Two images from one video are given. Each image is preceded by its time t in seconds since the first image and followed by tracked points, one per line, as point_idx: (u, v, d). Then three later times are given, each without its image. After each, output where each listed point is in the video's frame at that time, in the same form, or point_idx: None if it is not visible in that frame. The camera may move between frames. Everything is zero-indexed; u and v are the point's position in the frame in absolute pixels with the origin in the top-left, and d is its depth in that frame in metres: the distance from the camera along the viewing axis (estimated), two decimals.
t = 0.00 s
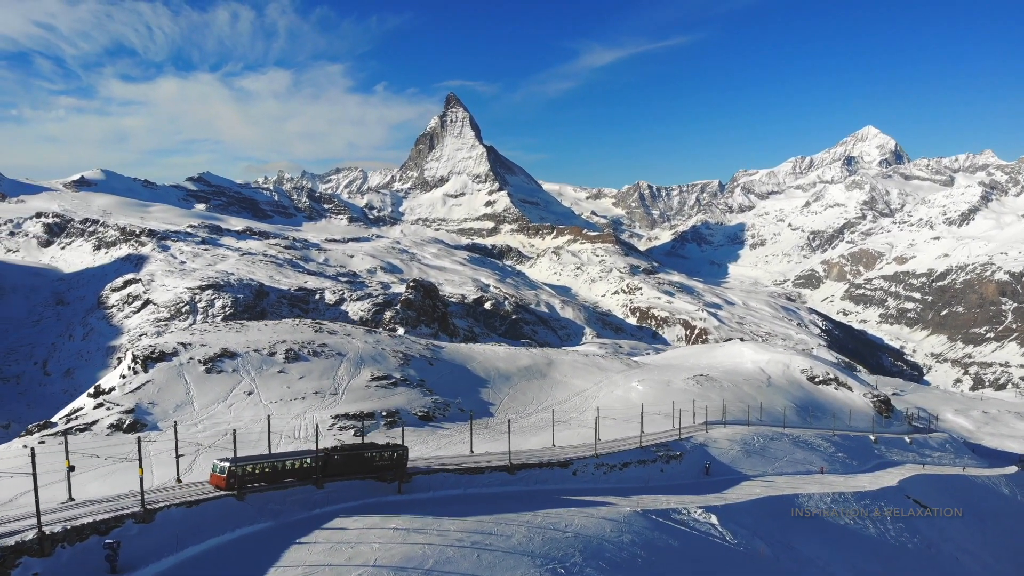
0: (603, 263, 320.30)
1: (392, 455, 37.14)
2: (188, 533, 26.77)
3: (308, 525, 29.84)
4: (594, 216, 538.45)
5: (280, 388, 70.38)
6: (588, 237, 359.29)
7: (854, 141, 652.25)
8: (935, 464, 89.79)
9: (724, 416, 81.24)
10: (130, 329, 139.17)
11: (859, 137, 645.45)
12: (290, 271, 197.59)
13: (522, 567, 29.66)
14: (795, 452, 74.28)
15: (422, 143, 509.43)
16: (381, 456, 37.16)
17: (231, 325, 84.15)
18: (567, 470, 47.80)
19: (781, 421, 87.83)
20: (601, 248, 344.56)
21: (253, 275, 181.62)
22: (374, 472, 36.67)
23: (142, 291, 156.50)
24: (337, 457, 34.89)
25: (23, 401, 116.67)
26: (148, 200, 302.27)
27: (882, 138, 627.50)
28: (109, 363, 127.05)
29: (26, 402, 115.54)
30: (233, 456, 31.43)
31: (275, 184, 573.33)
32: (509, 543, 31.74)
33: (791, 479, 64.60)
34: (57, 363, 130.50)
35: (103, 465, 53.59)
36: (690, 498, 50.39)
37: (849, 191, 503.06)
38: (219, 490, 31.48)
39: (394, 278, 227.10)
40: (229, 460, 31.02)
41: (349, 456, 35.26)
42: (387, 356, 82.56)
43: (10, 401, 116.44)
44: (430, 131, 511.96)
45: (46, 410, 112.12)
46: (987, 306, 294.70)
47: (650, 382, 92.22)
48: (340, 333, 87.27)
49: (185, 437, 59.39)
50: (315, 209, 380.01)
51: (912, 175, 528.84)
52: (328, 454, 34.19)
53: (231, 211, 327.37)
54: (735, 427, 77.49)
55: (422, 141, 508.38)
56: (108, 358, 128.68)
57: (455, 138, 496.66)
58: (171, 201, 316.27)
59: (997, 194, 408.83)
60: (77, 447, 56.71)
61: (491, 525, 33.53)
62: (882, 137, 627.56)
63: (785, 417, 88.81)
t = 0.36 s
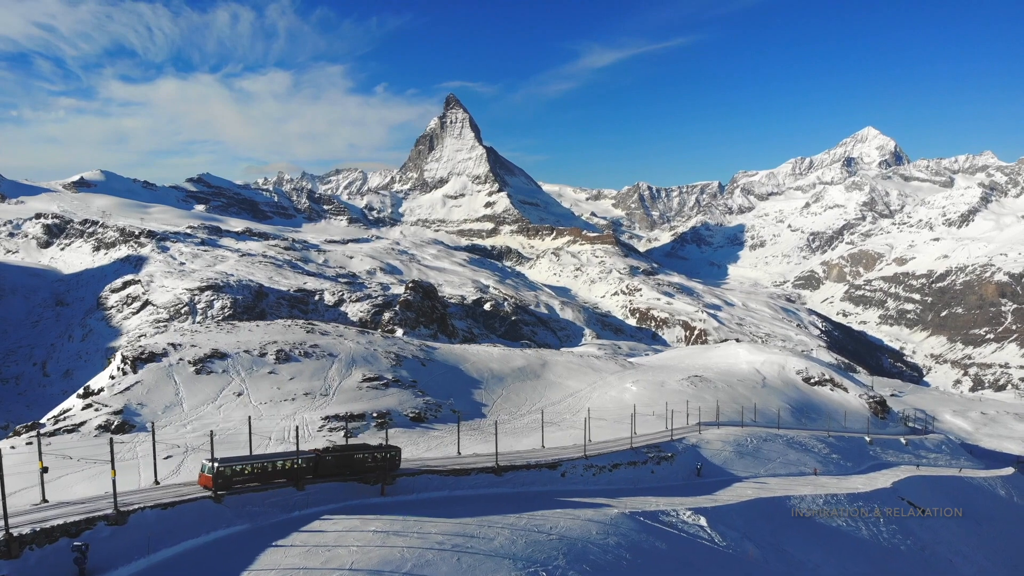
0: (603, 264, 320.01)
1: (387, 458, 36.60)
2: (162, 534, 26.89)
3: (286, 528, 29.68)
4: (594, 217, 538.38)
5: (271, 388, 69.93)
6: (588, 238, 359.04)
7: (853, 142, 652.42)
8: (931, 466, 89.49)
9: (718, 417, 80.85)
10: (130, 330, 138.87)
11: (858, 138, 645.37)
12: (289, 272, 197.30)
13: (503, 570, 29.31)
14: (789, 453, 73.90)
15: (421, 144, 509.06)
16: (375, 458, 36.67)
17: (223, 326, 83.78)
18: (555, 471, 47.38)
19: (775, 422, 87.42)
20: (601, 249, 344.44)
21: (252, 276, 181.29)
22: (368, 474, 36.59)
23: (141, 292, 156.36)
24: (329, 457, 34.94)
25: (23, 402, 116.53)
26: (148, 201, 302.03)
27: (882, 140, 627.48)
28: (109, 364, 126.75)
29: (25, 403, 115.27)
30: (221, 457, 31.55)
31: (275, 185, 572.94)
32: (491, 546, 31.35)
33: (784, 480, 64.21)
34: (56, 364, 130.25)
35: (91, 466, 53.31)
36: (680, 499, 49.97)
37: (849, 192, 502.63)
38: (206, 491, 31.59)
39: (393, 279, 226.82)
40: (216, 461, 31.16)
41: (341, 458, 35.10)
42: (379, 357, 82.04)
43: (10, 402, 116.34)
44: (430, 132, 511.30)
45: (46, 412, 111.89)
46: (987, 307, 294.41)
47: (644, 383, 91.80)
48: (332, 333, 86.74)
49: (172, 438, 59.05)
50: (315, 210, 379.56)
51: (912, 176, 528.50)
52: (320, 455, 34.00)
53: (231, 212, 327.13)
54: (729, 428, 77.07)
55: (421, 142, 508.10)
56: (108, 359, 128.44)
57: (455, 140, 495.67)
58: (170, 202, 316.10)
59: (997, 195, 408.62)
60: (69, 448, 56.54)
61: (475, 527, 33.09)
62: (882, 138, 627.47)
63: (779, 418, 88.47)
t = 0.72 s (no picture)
0: (602, 264, 319.68)
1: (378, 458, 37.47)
2: (133, 537, 26.81)
3: (262, 531, 29.40)
4: (593, 218, 538.09)
5: (261, 389, 69.55)
6: (587, 239, 358.67)
7: (853, 143, 652.59)
8: (926, 467, 89.12)
9: (711, 418, 80.50)
10: (129, 331, 138.49)
11: (858, 139, 645.43)
12: (289, 273, 197.05)
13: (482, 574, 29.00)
14: (782, 454, 73.55)
15: (421, 145, 508.10)
16: (366, 458, 37.48)
17: (214, 326, 83.38)
18: (543, 473, 47.02)
19: (769, 423, 87.05)
20: (601, 250, 344.18)
21: (251, 276, 181.00)
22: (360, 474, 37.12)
23: (140, 292, 156.03)
24: (321, 458, 35.28)
25: (22, 403, 116.41)
26: (147, 202, 301.59)
27: (882, 141, 627.55)
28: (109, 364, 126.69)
29: (24, 404, 115.15)
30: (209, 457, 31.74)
31: (275, 186, 572.50)
32: (471, 549, 31.03)
33: (776, 482, 63.79)
34: (56, 365, 130.08)
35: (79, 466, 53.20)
36: (670, 501, 49.55)
37: (849, 193, 502.16)
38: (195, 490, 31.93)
39: (393, 280, 226.51)
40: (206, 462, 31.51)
41: (333, 459, 35.66)
42: (371, 358, 81.53)
43: (9, 403, 116.24)
44: (429, 133, 510.40)
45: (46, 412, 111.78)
46: (987, 308, 294.13)
47: (638, 384, 91.48)
48: (324, 334, 86.20)
49: (160, 439, 58.81)
50: (315, 211, 379.15)
51: (912, 177, 528.22)
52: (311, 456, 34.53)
53: (231, 213, 326.78)
54: (722, 429, 76.72)
55: (421, 143, 507.15)
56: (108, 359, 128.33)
57: (455, 141, 493.74)
58: (170, 203, 315.69)
59: (997, 196, 408.46)
60: (63, 450, 56.19)
61: (456, 530, 32.72)
62: (881, 139, 627.49)
63: (774, 419, 88.14)
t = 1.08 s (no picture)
0: (602, 266, 319.40)
1: (369, 458, 38.04)
2: (102, 540, 26.83)
3: (238, 535, 29.07)
4: (593, 219, 537.73)
5: (250, 390, 69.18)
6: (587, 240, 358.29)
7: (853, 144, 652.74)
8: (922, 469, 88.73)
9: (704, 420, 80.11)
10: (128, 332, 138.31)
11: (858, 140, 645.41)
12: (288, 274, 196.80)
13: None
14: (775, 456, 73.15)
15: (421, 146, 507.63)
16: (358, 459, 38.08)
17: (205, 326, 83.03)
18: (531, 475, 46.64)
19: (763, 424, 86.70)
20: (601, 252, 343.62)
21: (250, 277, 180.73)
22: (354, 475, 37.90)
23: (140, 294, 155.86)
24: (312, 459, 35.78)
25: (21, 405, 116.11)
26: (147, 203, 301.22)
27: (882, 142, 627.65)
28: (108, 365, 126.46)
29: (24, 405, 114.86)
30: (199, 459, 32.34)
31: (275, 187, 571.86)
32: (450, 552, 30.69)
33: (768, 484, 63.40)
34: (55, 366, 129.89)
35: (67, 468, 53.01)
36: (658, 503, 49.21)
37: (849, 194, 501.61)
38: (185, 491, 32.45)
39: (392, 281, 226.17)
40: (196, 463, 32.02)
41: (323, 459, 36.04)
42: (363, 359, 81.08)
43: (8, 404, 115.86)
44: (429, 134, 509.96)
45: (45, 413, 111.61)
46: (987, 310, 293.72)
47: (632, 385, 91.04)
48: (316, 335, 85.76)
49: (148, 441, 58.61)
50: (315, 212, 378.81)
51: (912, 178, 527.86)
52: (300, 457, 35.01)
53: (231, 214, 326.39)
54: (715, 430, 76.37)
55: (421, 144, 506.56)
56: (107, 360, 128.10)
57: (455, 142, 492.92)
58: (170, 204, 315.27)
59: (997, 198, 408.16)
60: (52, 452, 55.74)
61: (438, 532, 32.37)
62: (881, 141, 627.37)
63: (768, 421, 87.68)
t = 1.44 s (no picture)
0: (602, 266, 319.24)
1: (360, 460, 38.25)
2: (72, 543, 26.98)
3: (213, 538, 29.10)
4: (593, 220, 537.64)
5: (239, 391, 68.85)
6: (587, 241, 357.94)
7: (853, 145, 652.63)
8: (917, 471, 88.46)
9: (697, 421, 79.76)
10: (128, 332, 138.20)
11: (858, 141, 645.15)
12: (288, 274, 196.63)
13: None
14: (768, 458, 72.82)
15: (421, 147, 507.02)
16: (350, 460, 38.10)
17: (195, 327, 82.69)
18: (518, 477, 46.25)
19: (756, 425, 86.39)
20: (600, 253, 343.18)
21: (250, 278, 180.59)
22: (346, 477, 38.01)
23: (139, 294, 155.76)
24: (304, 461, 35.83)
25: (20, 405, 115.84)
26: (147, 203, 300.96)
27: (882, 143, 627.61)
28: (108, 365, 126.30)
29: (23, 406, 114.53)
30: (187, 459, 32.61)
31: (275, 188, 571.31)
32: (431, 556, 30.39)
33: (759, 486, 63.09)
34: (54, 366, 129.74)
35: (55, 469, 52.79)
36: (647, 505, 48.94)
37: (849, 195, 501.24)
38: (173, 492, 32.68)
39: (391, 282, 225.95)
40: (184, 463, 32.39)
41: (316, 460, 36.06)
42: (354, 360, 80.72)
43: (7, 405, 115.58)
44: (429, 135, 509.64)
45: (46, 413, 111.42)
46: (987, 311, 293.40)
47: (625, 386, 90.67)
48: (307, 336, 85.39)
49: (136, 442, 58.39)
50: (315, 212, 378.49)
51: (912, 179, 527.72)
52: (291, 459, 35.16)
53: (230, 214, 326.12)
54: (707, 432, 76.03)
55: (421, 145, 505.91)
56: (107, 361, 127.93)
57: (455, 143, 492.72)
58: (170, 204, 315.00)
59: (997, 199, 407.92)
60: (42, 453, 55.52)
61: (417, 536, 32.00)
62: (881, 141, 627.20)
63: (761, 422, 87.42)
